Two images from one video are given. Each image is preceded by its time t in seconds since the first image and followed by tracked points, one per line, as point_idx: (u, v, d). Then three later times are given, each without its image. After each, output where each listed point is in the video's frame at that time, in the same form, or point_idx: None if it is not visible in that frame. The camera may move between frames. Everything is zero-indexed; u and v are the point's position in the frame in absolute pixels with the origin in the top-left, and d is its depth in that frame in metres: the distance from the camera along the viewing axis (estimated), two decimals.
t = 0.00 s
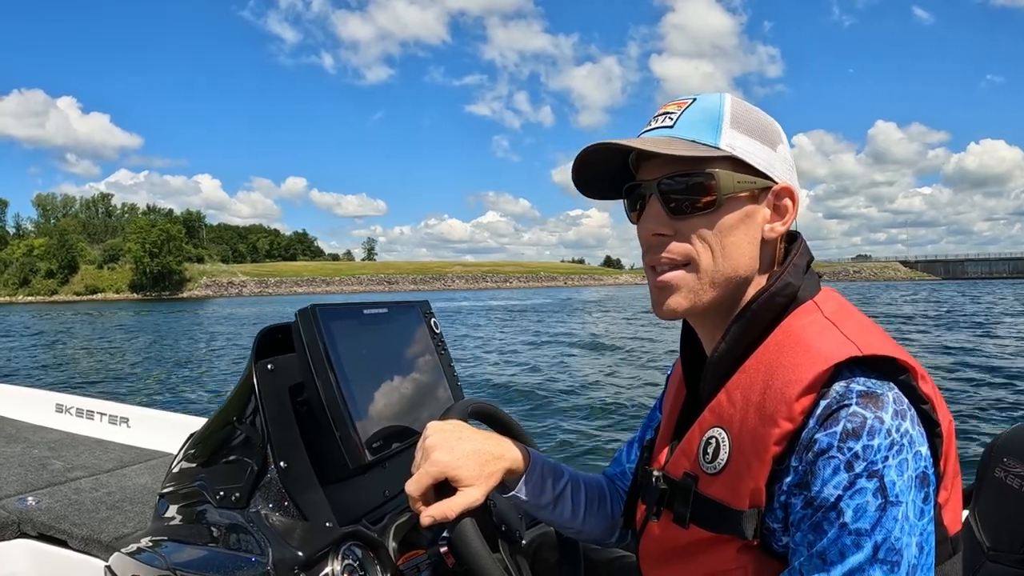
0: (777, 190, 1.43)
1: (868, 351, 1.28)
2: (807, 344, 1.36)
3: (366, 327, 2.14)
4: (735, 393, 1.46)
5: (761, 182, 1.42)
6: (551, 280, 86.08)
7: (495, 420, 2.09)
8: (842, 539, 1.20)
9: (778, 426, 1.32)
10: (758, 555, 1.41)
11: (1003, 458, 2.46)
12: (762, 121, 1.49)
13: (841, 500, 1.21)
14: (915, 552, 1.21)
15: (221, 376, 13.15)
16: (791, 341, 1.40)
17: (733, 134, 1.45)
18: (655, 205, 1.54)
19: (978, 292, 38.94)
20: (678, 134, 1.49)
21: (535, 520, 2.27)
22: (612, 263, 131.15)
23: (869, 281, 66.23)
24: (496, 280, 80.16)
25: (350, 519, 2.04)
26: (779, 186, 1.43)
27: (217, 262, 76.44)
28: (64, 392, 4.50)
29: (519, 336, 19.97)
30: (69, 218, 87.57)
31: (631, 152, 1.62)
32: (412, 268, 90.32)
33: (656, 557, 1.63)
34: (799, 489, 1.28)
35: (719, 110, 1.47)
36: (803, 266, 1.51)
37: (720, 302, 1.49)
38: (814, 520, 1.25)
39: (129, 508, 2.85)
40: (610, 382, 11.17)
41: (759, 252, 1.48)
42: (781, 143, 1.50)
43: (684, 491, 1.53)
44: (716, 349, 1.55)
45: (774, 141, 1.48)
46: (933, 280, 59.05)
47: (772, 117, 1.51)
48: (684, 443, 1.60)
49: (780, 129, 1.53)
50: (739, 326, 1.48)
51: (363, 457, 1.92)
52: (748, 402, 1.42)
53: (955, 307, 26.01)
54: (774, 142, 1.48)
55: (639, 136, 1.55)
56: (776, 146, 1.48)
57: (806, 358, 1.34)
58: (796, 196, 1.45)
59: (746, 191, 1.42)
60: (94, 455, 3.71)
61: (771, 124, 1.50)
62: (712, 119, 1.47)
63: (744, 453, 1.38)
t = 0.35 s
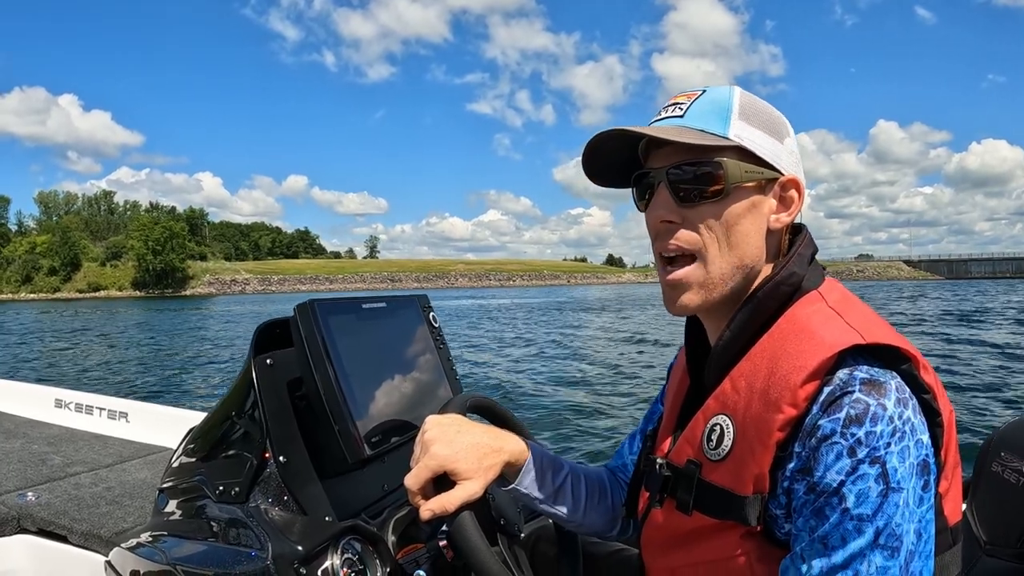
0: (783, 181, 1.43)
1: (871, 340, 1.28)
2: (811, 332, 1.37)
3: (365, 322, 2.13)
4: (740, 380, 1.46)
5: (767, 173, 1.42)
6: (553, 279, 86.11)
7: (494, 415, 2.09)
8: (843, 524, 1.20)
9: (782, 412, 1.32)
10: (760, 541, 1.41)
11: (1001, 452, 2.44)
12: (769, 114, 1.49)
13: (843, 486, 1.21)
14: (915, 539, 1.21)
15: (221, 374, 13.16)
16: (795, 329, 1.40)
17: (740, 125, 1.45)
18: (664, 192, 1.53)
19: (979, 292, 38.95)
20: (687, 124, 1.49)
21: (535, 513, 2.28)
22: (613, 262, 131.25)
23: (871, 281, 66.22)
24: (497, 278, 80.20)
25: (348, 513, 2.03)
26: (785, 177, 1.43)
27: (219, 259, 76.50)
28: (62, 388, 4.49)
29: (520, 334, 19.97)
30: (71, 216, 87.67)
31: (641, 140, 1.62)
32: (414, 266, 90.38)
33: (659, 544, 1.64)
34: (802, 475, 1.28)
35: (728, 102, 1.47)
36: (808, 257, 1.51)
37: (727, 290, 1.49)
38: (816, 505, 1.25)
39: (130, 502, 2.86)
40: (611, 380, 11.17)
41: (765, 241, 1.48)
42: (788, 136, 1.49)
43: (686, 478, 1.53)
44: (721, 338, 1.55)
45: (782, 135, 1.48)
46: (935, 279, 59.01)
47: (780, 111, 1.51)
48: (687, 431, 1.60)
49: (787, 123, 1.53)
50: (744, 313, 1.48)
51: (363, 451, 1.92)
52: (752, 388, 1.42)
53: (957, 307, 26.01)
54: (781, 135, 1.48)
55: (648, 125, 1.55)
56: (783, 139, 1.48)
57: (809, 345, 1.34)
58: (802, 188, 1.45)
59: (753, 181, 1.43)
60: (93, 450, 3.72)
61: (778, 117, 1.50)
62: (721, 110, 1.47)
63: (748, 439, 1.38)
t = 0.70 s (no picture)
0: (788, 180, 1.42)
1: (879, 341, 1.28)
2: (818, 332, 1.36)
3: (366, 321, 2.13)
4: (746, 379, 1.45)
5: (771, 172, 1.42)
6: (555, 278, 86.17)
7: (497, 415, 2.08)
8: (849, 523, 1.20)
9: (789, 411, 1.32)
10: (765, 539, 1.41)
11: (998, 452, 2.43)
12: (774, 112, 1.48)
13: (849, 485, 1.20)
14: (918, 539, 1.21)
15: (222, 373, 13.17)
16: (803, 329, 1.40)
17: (744, 124, 1.44)
18: (667, 191, 1.53)
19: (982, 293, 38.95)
20: (690, 124, 1.49)
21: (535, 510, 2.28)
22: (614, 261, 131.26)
23: (872, 281, 66.25)
24: (499, 278, 80.28)
25: (350, 512, 2.02)
26: (790, 176, 1.43)
27: (221, 258, 76.58)
28: (61, 387, 4.49)
29: (521, 333, 19.97)
30: (73, 214, 87.76)
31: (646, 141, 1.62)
32: (415, 266, 90.44)
33: (664, 540, 1.64)
34: (808, 474, 1.27)
35: (732, 102, 1.47)
36: (815, 257, 1.51)
37: (732, 288, 1.48)
38: (822, 505, 1.24)
39: (130, 502, 2.86)
40: (612, 380, 11.17)
41: (771, 241, 1.47)
42: (794, 135, 1.49)
43: (692, 475, 1.52)
44: (728, 336, 1.54)
45: (787, 133, 1.47)
46: (936, 280, 59.06)
47: (785, 110, 1.51)
48: (694, 429, 1.59)
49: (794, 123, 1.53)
50: (752, 311, 1.48)
51: (364, 451, 1.92)
52: (759, 387, 1.41)
53: (958, 307, 26.04)
54: (786, 134, 1.47)
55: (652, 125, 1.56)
56: (789, 138, 1.47)
57: (816, 345, 1.33)
58: (807, 186, 1.44)
59: (756, 181, 1.42)
60: (93, 449, 3.72)
61: (783, 115, 1.50)
62: (724, 110, 1.47)
63: (754, 438, 1.38)
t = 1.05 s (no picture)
0: (802, 179, 1.34)
1: (896, 350, 1.20)
2: (833, 341, 1.28)
3: (356, 325, 2.05)
4: (756, 390, 1.38)
5: (785, 171, 1.34)
6: (556, 279, 86.14)
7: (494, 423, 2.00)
8: (865, 544, 1.12)
9: (802, 424, 1.24)
10: (775, 559, 1.33)
11: (1009, 460, 2.35)
12: (788, 107, 1.40)
13: (866, 505, 1.13)
14: (938, 561, 1.13)
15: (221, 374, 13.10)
16: (816, 336, 1.32)
17: (756, 120, 1.37)
18: (674, 189, 1.45)
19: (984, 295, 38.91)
20: (700, 117, 1.41)
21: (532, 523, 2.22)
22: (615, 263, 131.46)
23: (874, 283, 66.19)
24: (501, 279, 80.27)
25: (339, 524, 1.95)
26: (804, 175, 1.34)
27: (222, 258, 76.61)
28: (52, 390, 4.41)
29: (522, 335, 19.90)
30: (75, 214, 87.83)
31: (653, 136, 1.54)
32: (416, 267, 90.44)
33: (668, 556, 1.56)
34: (822, 491, 1.20)
35: (744, 95, 1.39)
36: (830, 260, 1.43)
37: (743, 295, 1.41)
38: (837, 524, 1.16)
39: (116, 509, 2.78)
40: (613, 382, 11.09)
41: (783, 243, 1.39)
42: (808, 132, 1.41)
43: (698, 490, 1.45)
44: (737, 344, 1.47)
45: (801, 129, 1.39)
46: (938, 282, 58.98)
47: (799, 106, 1.43)
48: (700, 441, 1.52)
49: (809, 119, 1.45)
50: (762, 318, 1.40)
51: (353, 461, 1.84)
52: (769, 398, 1.33)
53: (960, 309, 25.95)
54: (800, 131, 1.39)
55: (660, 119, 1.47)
56: (803, 135, 1.39)
57: (831, 355, 1.26)
58: (821, 185, 1.36)
59: (769, 179, 1.34)
60: (81, 454, 3.64)
61: (798, 111, 1.42)
62: (736, 104, 1.38)
63: (766, 453, 1.30)
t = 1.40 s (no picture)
0: (798, 184, 1.39)
1: (886, 354, 1.21)
2: (823, 345, 1.30)
3: (355, 326, 2.06)
4: (746, 394, 1.39)
5: (784, 177, 1.37)
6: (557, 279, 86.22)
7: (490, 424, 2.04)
8: (853, 547, 1.13)
9: (792, 429, 1.25)
10: (766, 562, 1.34)
11: (1004, 459, 2.36)
12: (781, 117, 1.43)
13: (853, 508, 1.14)
14: (927, 563, 1.12)
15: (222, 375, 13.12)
16: (806, 341, 1.34)
17: (763, 127, 1.37)
18: (691, 200, 1.41)
19: (984, 295, 39.01)
20: (709, 124, 1.37)
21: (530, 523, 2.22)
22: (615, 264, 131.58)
23: (875, 283, 66.21)
24: (502, 279, 80.36)
25: (338, 523, 1.96)
26: (799, 180, 1.39)
27: (225, 258, 76.77)
28: (50, 391, 4.43)
29: (522, 336, 19.94)
30: (78, 214, 88.03)
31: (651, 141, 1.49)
32: (418, 267, 90.56)
33: (661, 559, 1.58)
34: (810, 495, 1.21)
35: (746, 100, 1.38)
36: (818, 263, 1.45)
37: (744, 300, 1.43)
38: (825, 527, 1.18)
39: (115, 510, 2.79)
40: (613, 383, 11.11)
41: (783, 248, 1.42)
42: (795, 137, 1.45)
43: (691, 494, 1.47)
44: (728, 348, 1.49)
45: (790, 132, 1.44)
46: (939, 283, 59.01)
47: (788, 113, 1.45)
48: (691, 445, 1.54)
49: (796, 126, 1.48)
50: (753, 323, 1.42)
51: (352, 460, 1.86)
52: (759, 403, 1.35)
53: (960, 309, 25.98)
54: (791, 135, 1.44)
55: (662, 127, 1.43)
56: (790, 141, 1.43)
57: (821, 360, 1.27)
58: (814, 190, 1.42)
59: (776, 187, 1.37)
60: (80, 455, 3.65)
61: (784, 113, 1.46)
62: (742, 108, 1.37)
63: (756, 458, 1.32)
